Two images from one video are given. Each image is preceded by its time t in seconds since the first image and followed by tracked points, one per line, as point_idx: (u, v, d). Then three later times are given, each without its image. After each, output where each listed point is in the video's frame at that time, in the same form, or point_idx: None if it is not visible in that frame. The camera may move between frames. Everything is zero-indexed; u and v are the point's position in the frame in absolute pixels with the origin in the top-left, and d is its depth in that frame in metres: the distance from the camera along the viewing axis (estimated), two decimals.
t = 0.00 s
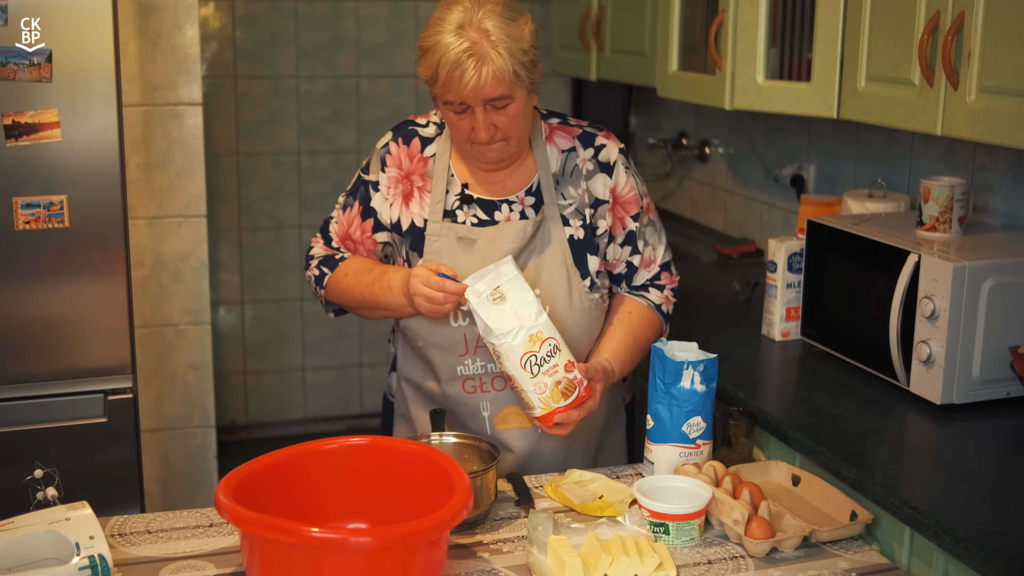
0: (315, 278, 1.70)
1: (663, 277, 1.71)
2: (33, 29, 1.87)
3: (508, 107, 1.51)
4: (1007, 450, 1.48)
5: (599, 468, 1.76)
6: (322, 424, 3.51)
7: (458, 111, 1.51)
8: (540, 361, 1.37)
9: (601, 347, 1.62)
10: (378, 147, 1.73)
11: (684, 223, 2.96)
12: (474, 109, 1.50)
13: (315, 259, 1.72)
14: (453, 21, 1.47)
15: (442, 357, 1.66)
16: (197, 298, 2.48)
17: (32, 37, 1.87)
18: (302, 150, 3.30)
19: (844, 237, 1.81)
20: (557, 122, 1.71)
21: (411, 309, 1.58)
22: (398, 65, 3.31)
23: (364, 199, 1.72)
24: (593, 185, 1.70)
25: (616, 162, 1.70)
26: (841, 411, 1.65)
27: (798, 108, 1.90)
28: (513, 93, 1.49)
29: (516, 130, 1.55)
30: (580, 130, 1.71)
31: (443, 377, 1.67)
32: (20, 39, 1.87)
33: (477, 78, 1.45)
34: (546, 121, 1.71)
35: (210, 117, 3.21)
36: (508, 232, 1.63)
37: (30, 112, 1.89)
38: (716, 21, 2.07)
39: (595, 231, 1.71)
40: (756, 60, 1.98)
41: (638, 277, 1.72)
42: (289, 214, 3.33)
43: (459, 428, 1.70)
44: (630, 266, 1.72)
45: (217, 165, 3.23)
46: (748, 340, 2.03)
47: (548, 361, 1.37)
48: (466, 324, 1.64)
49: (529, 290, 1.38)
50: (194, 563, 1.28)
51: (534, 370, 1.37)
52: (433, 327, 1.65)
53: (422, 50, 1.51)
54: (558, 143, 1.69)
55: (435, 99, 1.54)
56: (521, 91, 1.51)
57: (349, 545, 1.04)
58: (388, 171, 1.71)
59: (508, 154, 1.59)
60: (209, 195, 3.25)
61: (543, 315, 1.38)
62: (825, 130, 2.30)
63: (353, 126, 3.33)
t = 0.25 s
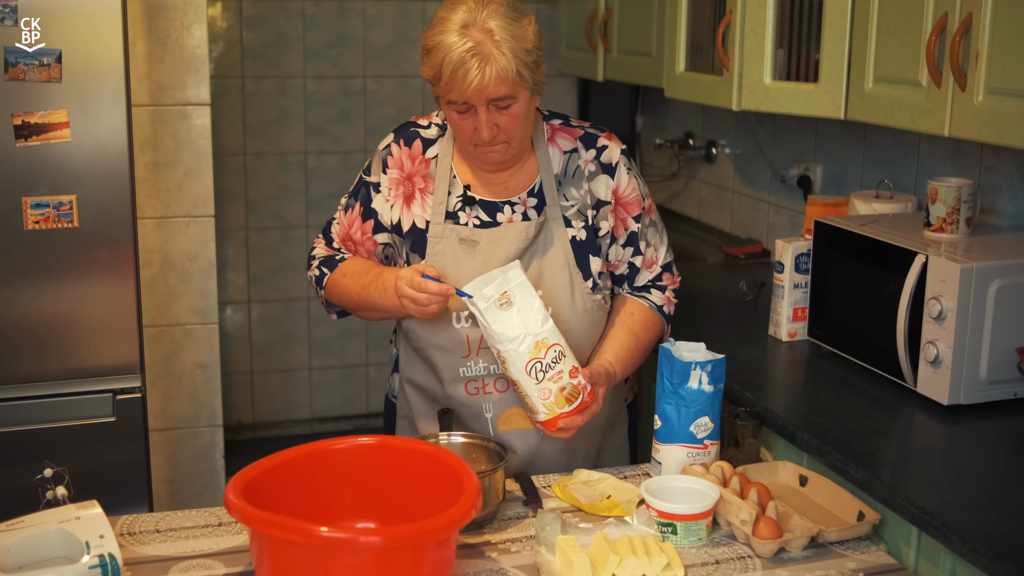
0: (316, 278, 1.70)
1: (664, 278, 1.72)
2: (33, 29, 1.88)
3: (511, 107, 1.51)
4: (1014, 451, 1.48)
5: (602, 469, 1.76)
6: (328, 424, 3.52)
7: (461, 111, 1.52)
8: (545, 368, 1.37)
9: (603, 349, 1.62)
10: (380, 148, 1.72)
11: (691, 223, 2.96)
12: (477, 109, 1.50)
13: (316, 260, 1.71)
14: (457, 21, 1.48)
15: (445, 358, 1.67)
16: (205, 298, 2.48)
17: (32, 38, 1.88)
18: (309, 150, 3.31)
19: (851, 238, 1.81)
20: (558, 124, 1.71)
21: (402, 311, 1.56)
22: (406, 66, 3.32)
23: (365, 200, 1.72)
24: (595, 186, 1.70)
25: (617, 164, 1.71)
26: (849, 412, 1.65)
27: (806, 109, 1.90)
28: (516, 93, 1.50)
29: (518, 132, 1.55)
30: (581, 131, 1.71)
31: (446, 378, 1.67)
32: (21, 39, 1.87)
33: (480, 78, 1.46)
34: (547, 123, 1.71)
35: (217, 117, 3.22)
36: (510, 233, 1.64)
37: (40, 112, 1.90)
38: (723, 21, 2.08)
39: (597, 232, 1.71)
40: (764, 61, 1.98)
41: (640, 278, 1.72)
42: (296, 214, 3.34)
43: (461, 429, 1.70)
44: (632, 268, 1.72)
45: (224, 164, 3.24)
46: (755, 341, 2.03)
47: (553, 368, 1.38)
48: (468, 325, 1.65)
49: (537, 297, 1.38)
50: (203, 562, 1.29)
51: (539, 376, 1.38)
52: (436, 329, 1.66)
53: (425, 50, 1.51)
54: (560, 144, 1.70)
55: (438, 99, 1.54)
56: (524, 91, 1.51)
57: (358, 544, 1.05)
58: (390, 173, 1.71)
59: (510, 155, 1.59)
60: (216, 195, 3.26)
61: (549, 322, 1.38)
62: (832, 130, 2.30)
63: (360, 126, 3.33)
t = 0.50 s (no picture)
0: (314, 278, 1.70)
1: (663, 279, 1.73)
2: (33, 29, 1.88)
3: (514, 106, 1.51)
4: (1020, 452, 1.48)
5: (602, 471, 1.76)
6: (332, 424, 3.52)
7: (464, 109, 1.52)
8: (545, 377, 1.37)
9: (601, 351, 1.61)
10: (379, 149, 1.73)
11: (695, 224, 2.96)
12: (480, 107, 1.50)
13: (314, 260, 1.72)
14: (464, 18, 1.48)
15: (444, 360, 1.67)
16: (210, 298, 2.49)
17: (32, 37, 1.88)
18: (314, 150, 3.31)
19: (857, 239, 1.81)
20: (558, 125, 1.72)
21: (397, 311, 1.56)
22: (410, 66, 3.32)
23: (364, 201, 1.72)
24: (595, 188, 1.71)
25: (617, 166, 1.72)
26: (854, 412, 1.65)
27: (811, 109, 1.90)
28: (520, 92, 1.50)
29: (519, 132, 1.55)
30: (581, 133, 1.72)
31: (445, 381, 1.68)
32: (21, 39, 1.87)
33: (484, 76, 1.46)
34: (547, 125, 1.72)
35: (222, 116, 3.22)
36: (510, 235, 1.64)
37: (46, 112, 1.91)
38: (728, 22, 2.08)
39: (597, 234, 1.72)
40: (769, 61, 1.98)
41: (639, 280, 1.73)
42: (301, 214, 3.35)
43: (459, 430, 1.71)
44: (631, 269, 1.73)
45: (228, 164, 3.25)
46: (760, 341, 2.03)
47: (553, 377, 1.37)
48: (468, 328, 1.65)
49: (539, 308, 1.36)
50: (209, 562, 1.29)
51: (539, 385, 1.37)
52: (436, 331, 1.66)
53: (429, 46, 1.51)
54: (560, 146, 1.70)
55: (441, 97, 1.54)
56: (527, 91, 1.51)
57: (364, 544, 1.05)
58: (389, 174, 1.71)
59: (511, 156, 1.59)
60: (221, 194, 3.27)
61: (551, 331, 1.37)
62: (836, 131, 2.30)
63: (365, 126, 3.34)
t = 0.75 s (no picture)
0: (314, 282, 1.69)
1: (663, 281, 1.74)
2: (33, 28, 1.88)
3: (518, 107, 1.51)
4: None
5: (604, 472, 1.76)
6: (335, 424, 3.52)
7: (467, 108, 1.51)
8: (553, 386, 1.37)
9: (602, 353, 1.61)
10: (379, 152, 1.72)
11: (699, 224, 2.96)
12: (484, 106, 1.50)
13: (314, 264, 1.71)
14: (470, 17, 1.48)
15: (447, 364, 1.67)
16: (214, 298, 2.49)
17: (32, 37, 1.88)
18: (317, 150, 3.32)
19: (862, 240, 1.81)
20: (559, 127, 1.73)
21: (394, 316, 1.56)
22: (414, 66, 3.32)
23: (364, 205, 1.71)
24: (596, 190, 1.72)
25: (618, 168, 1.72)
26: (859, 414, 1.65)
27: (815, 110, 1.90)
28: (525, 93, 1.50)
29: (522, 133, 1.55)
30: (582, 135, 1.73)
31: (447, 384, 1.68)
32: (21, 39, 1.87)
33: (490, 75, 1.46)
34: (548, 126, 1.72)
35: (226, 117, 3.22)
36: (514, 238, 1.64)
37: (51, 113, 1.91)
38: (733, 22, 2.08)
39: (598, 236, 1.72)
40: (774, 62, 1.99)
41: (639, 281, 1.74)
42: (304, 215, 3.35)
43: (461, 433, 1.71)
44: (631, 271, 1.74)
45: (232, 165, 3.25)
46: (765, 342, 2.03)
47: (561, 386, 1.37)
48: (472, 331, 1.65)
49: (546, 317, 1.37)
50: (215, 563, 1.29)
51: (547, 394, 1.37)
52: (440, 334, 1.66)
53: (435, 44, 1.51)
54: (561, 148, 1.71)
55: (445, 95, 1.54)
56: (532, 92, 1.52)
57: (371, 545, 1.05)
58: (389, 177, 1.70)
59: (513, 157, 1.59)
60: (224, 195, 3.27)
61: (558, 340, 1.37)
62: (840, 132, 2.30)
63: (368, 127, 3.34)
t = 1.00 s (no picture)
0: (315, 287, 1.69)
1: (669, 277, 1.76)
2: (33, 29, 1.88)
3: (521, 107, 1.51)
4: None
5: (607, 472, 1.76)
6: (338, 424, 3.52)
7: (471, 106, 1.51)
8: (581, 399, 1.37)
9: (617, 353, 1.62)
10: (380, 157, 1.71)
11: (702, 225, 2.96)
12: (488, 104, 1.50)
13: (316, 271, 1.71)
14: (478, 15, 1.49)
15: (456, 368, 1.67)
16: (217, 298, 2.49)
17: (32, 38, 1.88)
18: (320, 151, 3.32)
19: (867, 240, 1.81)
20: (563, 129, 1.73)
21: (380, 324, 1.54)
22: (417, 67, 3.32)
23: (366, 211, 1.71)
24: (602, 192, 1.72)
25: (623, 169, 1.73)
26: (863, 415, 1.65)
27: (820, 111, 1.90)
28: (529, 93, 1.50)
29: (524, 135, 1.55)
30: (586, 136, 1.73)
31: (456, 389, 1.68)
32: (21, 39, 1.87)
33: (495, 72, 1.46)
34: (552, 128, 1.72)
35: (229, 117, 3.23)
36: (520, 241, 1.64)
37: (55, 113, 1.91)
38: (737, 23, 2.08)
39: (605, 238, 1.72)
40: (778, 63, 1.98)
41: (646, 279, 1.75)
42: (307, 215, 3.35)
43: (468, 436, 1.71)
44: (638, 270, 1.75)
45: (235, 165, 3.25)
46: (769, 343, 2.03)
47: (589, 398, 1.37)
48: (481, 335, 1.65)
49: (572, 333, 1.36)
50: (218, 563, 1.29)
51: (575, 407, 1.37)
52: (447, 338, 1.66)
53: (441, 41, 1.51)
54: (565, 150, 1.71)
55: (448, 93, 1.53)
56: (536, 94, 1.51)
57: (375, 546, 1.05)
58: (392, 183, 1.69)
59: (516, 160, 1.58)
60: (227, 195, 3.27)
61: (585, 354, 1.37)
62: (844, 133, 2.30)
63: (371, 127, 3.34)
